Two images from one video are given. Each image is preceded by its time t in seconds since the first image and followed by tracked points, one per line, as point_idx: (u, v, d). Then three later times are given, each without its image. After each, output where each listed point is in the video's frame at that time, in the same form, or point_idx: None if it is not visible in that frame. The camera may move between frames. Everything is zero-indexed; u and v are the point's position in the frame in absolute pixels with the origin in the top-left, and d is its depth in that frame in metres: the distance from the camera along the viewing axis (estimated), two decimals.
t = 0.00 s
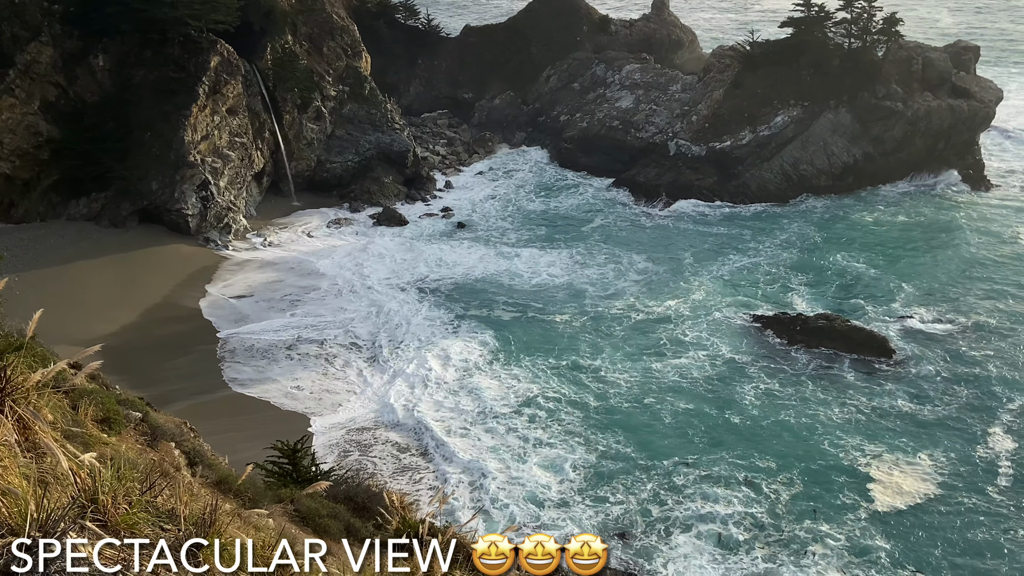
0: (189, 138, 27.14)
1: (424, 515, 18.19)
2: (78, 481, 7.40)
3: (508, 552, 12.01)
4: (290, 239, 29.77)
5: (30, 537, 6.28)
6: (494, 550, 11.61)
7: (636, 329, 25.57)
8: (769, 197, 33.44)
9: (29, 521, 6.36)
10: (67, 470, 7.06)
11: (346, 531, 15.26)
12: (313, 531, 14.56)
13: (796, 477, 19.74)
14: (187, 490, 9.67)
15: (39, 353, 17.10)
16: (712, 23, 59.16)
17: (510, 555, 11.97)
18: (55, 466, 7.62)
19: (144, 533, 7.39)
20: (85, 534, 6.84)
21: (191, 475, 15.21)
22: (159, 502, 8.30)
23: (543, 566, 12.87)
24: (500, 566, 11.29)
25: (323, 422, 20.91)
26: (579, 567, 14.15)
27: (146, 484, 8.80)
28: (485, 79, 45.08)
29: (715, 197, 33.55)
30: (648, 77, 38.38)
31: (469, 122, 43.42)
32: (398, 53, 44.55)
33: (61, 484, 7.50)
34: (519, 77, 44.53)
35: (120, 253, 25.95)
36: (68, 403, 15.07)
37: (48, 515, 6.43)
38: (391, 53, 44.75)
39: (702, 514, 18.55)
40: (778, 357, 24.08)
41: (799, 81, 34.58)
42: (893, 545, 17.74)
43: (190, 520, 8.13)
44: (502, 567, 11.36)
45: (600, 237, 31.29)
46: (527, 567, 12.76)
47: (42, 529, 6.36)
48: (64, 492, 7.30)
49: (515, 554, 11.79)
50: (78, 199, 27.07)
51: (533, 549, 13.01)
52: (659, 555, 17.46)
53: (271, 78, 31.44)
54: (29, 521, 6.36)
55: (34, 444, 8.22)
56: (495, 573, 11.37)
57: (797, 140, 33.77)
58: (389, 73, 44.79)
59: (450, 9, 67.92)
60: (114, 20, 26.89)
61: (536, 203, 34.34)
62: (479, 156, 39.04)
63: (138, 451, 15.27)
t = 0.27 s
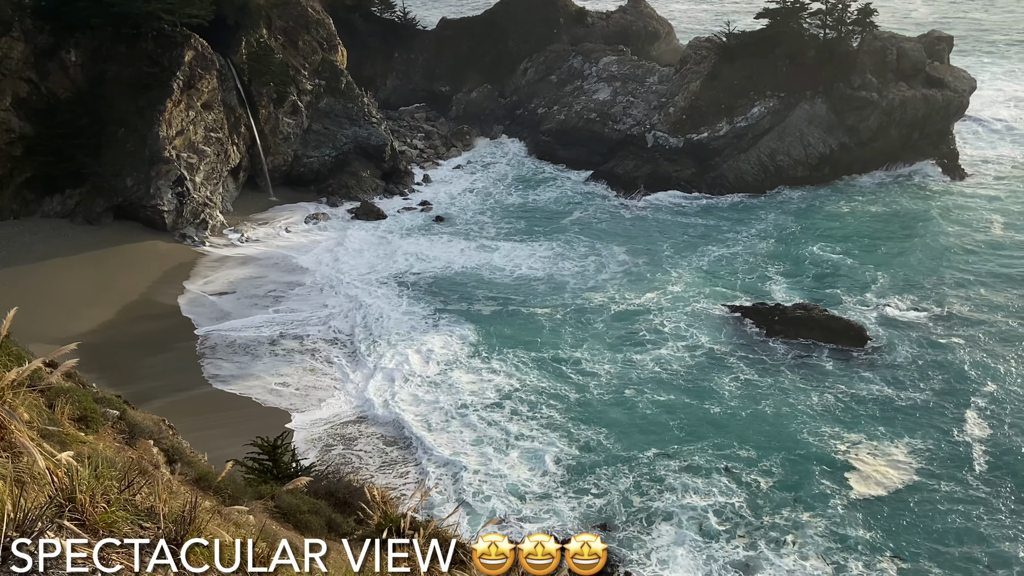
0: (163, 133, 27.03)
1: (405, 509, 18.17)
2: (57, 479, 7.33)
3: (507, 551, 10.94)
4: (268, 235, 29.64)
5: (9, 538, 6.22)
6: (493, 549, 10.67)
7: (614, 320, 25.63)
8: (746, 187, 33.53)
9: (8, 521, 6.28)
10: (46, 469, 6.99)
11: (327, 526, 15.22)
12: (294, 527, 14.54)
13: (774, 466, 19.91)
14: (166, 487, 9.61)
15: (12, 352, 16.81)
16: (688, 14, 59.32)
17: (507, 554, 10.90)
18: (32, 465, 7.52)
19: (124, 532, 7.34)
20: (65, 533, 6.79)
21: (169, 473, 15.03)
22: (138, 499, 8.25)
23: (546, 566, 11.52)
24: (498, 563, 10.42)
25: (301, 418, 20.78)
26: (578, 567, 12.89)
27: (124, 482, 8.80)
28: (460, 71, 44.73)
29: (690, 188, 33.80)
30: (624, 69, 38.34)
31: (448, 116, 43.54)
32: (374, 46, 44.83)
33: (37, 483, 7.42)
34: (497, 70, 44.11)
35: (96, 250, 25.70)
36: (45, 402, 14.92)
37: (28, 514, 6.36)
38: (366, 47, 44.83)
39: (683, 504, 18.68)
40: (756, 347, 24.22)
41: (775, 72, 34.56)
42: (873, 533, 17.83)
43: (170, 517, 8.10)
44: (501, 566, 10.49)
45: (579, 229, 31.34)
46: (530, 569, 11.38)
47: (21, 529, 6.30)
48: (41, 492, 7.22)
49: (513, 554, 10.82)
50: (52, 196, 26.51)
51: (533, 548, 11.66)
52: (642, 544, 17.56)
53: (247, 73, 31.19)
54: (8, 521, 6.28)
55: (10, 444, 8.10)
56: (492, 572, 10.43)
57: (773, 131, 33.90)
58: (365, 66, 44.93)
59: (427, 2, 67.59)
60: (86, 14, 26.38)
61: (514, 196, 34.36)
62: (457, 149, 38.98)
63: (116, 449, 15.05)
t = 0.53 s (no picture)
0: (138, 129, 26.78)
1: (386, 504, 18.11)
2: (34, 478, 7.53)
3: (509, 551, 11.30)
4: (246, 231, 29.45)
5: None
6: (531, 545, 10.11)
7: (593, 312, 25.69)
8: (724, 178, 33.61)
9: None
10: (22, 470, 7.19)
11: (308, 522, 15.19)
12: (274, 523, 14.48)
13: (753, 455, 20.07)
14: (146, 485, 9.80)
15: None
16: (665, 6, 59.44)
17: (509, 554, 11.26)
18: (10, 465, 7.72)
19: (102, 530, 7.54)
20: (42, 533, 7.00)
21: (149, 470, 14.95)
22: (116, 496, 8.46)
23: (547, 566, 11.73)
24: (497, 564, 10.66)
25: (278, 415, 20.63)
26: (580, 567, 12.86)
27: (103, 481, 8.95)
28: (437, 64, 44.65)
29: (668, 179, 33.81)
30: (601, 61, 38.30)
31: (424, 109, 43.18)
32: (349, 39, 44.43)
33: (15, 483, 7.62)
34: (473, 63, 44.03)
35: (72, 248, 25.47)
36: (21, 401, 14.85)
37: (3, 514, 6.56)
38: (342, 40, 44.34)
39: (664, 493, 18.86)
40: (735, 336, 24.33)
41: (751, 63, 34.80)
42: (852, 520, 18.00)
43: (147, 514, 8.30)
44: (501, 566, 10.73)
45: (559, 221, 31.40)
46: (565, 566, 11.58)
47: None
48: (18, 491, 7.42)
49: (515, 553, 11.17)
50: (26, 193, 26.08)
51: (534, 547, 11.90)
52: (625, 534, 17.70)
53: (222, 67, 30.93)
54: None
55: None
56: (492, 572, 10.67)
57: (750, 122, 33.96)
58: (342, 59, 44.27)
59: None
60: (56, 9, 26.11)
61: (492, 189, 34.33)
62: (434, 142, 38.87)
63: (95, 447, 14.95)
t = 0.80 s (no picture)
0: (113, 125, 26.55)
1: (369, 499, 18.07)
2: (11, 479, 7.51)
3: (509, 551, 10.37)
4: (224, 227, 29.24)
5: None
6: (492, 549, 10.05)
7: (573, 304, 25.71)
8: (703, 169, 33.69)
9: None
10: None
11: (290, 517, 15.04)
12: (256, 520, 14.34)
13: (734, 444, 20.19)
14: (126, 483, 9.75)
15: None
16: None
17: (509, 554, 10.31)
18: None
19: (82, 530, 7.53)
20: (21, 535, 6.98)
21: (128, 468, 14.79)
22: (96, 495, 8.42)
23: (545, 566, 11.46)
24: (498, 563, 9.86)
25: (260, 411, 20.55)
26: (579, 569, 12.19)
27: (83, 479, 8.91)
28: (415, 57, 44.17)
29: (647, 170, 33.85)
30: (578, 53, 38.35)
31: (402, 102, 42.82)
32: (327, 32, 43.85)
33: None
34: (450, 56, 43.86)
35: (48, 246, 25.23)
36: None
37: None
38: (319, 34, 43.86)
39: (646, 482, 18.99)
40: (713, 327, 24.42)
41: (728, 53, 34.95)
42: (829, 509, 18.15)
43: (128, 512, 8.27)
44: (502, 565, 9.94)
45: (539, 213, 31.42)
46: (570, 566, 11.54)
47: None
48: None
49: (515, 553, 10.29)
50: None
51: (533, 547, 11.65)
52: (608, 526, 17.81)
53: (197, 62, 30.78)
54: None
55: None
56: (492, 573, 9.90)
57: (727, 113, 34.06)
58: (318, 53, 43.73)
59: None
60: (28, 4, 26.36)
61: (471, 182, 34.26)
62: (412, 136, 38.72)
63: (74, 446, 14.75)
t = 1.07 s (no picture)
0: (88, 122, 26.22)
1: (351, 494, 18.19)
2: None
3: (509, 551, 9.98)
4: (204, 223, 29.04)
5: None
6: (493, 548, 9.71)
7: (554, 296, 25.75)
8: (681, 161, 33.78)
9: None
10: None
11: (272, 514, 15.07)
12: (239, 517, 14.31)
13: (716, 434, 20.33)
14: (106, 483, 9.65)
15: None
16: None
17: (509, 554, 9.91)
18: None
19: (63, 528, 7.49)
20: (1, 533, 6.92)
21: (107, 467, 14.61)
22: (76, 494, 8.35)
23: (545, 567, 10.87)
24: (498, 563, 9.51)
25: (242, 408, 20.46)
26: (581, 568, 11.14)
27: (62, 479, 8.81)
28: (392, 50, 44.15)
29: (626, 163, 33.90)
30: (556, 45, 38.31)
31: (379, 96, 42.44)
32: (303, 27, 43.18)
33: None
34: (429, 49, 43.90)
35: (24, 244, 24.99)
36: None
37: None
38: (295, 28, 43.21)
39: (628, 471, 19.21)
40: (692, 318, 24.50)
41: (705, 45, 34.94)
42: (808, 496, 18.41)
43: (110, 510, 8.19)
44: (502, 565, 9.59)
45: (519, 206, 31.44)
46: (576, 569, 10.92)
47: None
48: None
49: (516, 553, 9.88)
50: None
51: (532, 548, 11.03)
52: (592, 516, 17.98)
53: (172, 57, 30.42)
54: None
55: None
56: (492, 574, 9.55)
57: (704, 105, 34.11)
58: (295, 47, 43.13)
59: None
60: None
61: (450, 176, 34.21)
62: (390, 130, 38.61)
63: (52, 446, 14.52)
